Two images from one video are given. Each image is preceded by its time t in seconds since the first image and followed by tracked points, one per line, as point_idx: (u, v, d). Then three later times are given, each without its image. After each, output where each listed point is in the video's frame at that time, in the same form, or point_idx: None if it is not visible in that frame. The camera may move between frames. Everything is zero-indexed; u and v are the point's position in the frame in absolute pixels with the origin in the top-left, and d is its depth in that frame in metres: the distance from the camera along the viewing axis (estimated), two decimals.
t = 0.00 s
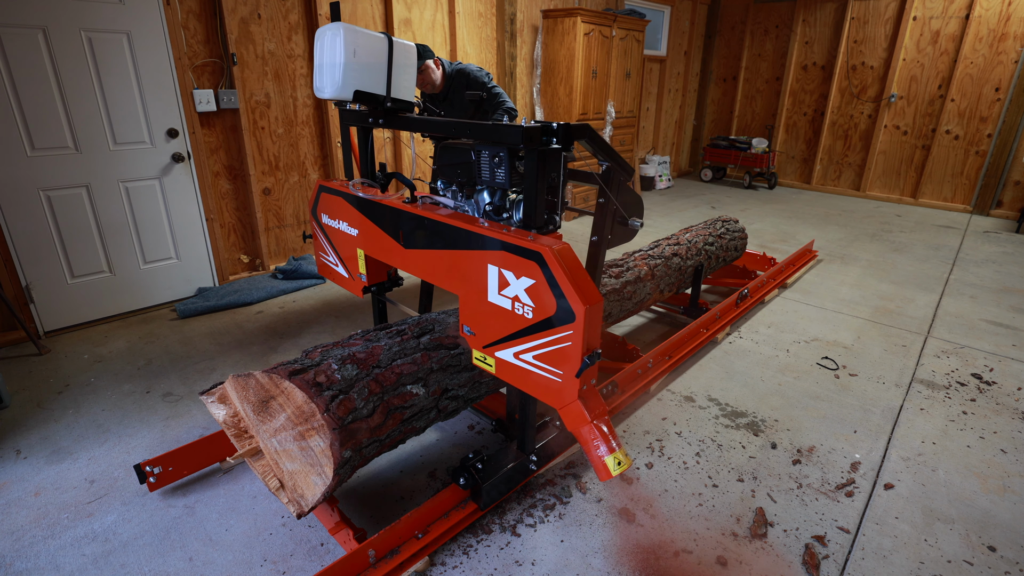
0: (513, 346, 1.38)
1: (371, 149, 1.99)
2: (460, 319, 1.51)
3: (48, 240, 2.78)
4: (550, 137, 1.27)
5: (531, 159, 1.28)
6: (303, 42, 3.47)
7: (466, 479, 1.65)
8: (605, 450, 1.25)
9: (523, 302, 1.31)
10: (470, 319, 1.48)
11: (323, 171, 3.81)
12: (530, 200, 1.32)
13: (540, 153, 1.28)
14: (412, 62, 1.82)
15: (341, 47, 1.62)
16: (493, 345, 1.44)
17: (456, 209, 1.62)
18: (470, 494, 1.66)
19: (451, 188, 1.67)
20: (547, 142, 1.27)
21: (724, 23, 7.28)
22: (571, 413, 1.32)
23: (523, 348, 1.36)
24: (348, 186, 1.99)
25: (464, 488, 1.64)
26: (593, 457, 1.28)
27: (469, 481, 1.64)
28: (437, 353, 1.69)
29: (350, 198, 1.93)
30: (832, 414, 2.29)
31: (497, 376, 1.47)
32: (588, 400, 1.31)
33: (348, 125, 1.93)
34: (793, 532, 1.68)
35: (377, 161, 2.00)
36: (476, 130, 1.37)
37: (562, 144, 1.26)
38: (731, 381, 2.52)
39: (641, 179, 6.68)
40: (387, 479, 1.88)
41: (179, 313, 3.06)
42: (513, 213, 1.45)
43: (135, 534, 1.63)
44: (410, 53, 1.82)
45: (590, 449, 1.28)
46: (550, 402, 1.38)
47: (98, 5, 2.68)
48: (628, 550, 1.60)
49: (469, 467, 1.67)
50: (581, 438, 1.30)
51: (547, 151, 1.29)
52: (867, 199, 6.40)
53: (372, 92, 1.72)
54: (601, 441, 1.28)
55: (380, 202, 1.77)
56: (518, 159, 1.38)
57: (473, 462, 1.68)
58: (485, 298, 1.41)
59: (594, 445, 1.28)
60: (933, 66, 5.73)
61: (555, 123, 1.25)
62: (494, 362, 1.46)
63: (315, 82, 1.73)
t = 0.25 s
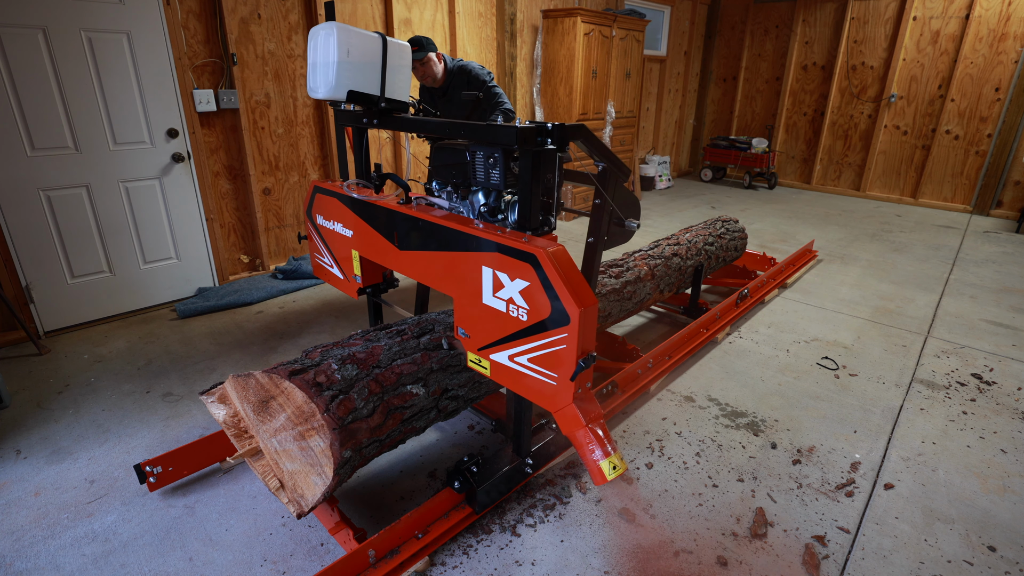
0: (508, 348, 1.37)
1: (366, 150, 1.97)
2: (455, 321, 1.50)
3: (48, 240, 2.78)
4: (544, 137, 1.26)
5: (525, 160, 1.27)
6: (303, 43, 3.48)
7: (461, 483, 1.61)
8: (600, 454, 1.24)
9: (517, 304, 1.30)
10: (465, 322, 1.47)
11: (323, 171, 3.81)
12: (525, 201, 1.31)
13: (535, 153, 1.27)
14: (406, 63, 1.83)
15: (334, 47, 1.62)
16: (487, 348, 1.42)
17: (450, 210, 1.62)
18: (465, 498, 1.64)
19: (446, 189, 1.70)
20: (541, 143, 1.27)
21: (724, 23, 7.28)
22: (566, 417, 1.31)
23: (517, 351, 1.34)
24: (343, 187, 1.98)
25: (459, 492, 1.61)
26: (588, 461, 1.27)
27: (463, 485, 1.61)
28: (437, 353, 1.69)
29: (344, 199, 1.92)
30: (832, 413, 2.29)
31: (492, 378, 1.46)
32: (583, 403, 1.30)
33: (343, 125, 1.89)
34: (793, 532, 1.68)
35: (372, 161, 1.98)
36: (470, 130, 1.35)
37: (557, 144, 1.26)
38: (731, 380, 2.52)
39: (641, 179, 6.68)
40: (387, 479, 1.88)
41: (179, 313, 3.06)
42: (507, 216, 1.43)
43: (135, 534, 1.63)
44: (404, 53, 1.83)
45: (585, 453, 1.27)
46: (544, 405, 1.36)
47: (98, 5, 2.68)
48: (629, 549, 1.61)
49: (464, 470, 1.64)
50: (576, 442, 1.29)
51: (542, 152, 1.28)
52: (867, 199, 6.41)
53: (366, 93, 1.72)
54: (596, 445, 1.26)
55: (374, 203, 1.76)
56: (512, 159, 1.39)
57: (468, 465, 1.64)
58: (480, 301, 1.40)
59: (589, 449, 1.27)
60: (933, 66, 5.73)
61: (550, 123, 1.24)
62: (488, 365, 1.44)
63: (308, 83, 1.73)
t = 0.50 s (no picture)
0: (503, 351, 1.36)
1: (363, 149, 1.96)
2: (450, 323, 1.49)
3: (48, 240, 2.78)
4: (540, 137, 1.26)
5: (521, 160, 1.26)
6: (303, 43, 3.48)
7: (456, 486, 1.60)
8: (596, 458, 1.22)
9: (512, 306, 1.29)
10: (460, 324, 1.47)
11: (323, 170, 3.81)
12: (521, 203, 1.31)
13: (531, 154, 1.26)
14: (400, 62, 1.84)
15: (328, 47, 1.62)
16: (482, 350, 1.42)
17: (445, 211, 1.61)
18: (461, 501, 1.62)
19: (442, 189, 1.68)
20: (537, 144, 1.26)
21: (724, 23, 7.28)
22: (561, 420, 1.30)
23: (512, 353, 1.34)
24: (338, 187, 1.97)
25: (453, 495, 1.60)
26: (584, 465, 1.25)
27: (459, 489, 1.60)
28: (437, 353, 1.69)
29: (339, 199, 1.91)
30: (832, 413, 2.29)
31: (488, 381, 1.45)
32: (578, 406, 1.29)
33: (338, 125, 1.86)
34: (793, 532, 1.68)
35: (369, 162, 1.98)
36: (466, 131, 1.33)
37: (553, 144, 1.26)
38: (731, 380, 2.52)
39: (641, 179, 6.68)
40: (387, 479, 1.88)
41: (179, 313, 3.06)
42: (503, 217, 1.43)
43: (135, 534, 1.63)
44: (399, 53, 1.84)
45: (581, 457, 1.25)
46: (540, 408, 1.35)
47: (98, 5, 2.68)
48: (629, 549, 1.61)
49: (459, 473, 1.63)
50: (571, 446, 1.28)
51: (538, 153, 1.28)
52: (867, 199, 6.41)
53: (361, 93, 1.73)
54: (592, 448, 1.25)
55: (369, 203, 1.76)
56: (508, 160, 1.38)
57: (464, 468, 1.63)
58: (475, 303, 1.39)
59: (586, 453, 1.25)
60: (933, 66, 5.73)
61: (545, 123, 1.24)
62: (484, 367, 1.44)
63: (302, 82, 1.73)
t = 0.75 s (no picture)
0: (498, 353, 1.35)
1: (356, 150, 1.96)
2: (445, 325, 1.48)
3: (48, 240, 2.78)
4: (536, 138, 1.24)
5: (516, 161, 1.25)
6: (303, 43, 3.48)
7: (452, 488, 1.61)
8: (592, 462, 1.21)
9: (507, 309, 1.28)
10: (455, 325, 1.46)
11: (323, 171, 3.81)
12: (516, 204, 1.30)
13: (526, 155, 1.25)
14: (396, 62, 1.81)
15: (322, 47, 1.60)
16: (477, 352, 1.41)
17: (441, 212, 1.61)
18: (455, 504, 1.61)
19: (438, 190, 1.65)
20: (532, 145, 1.25)
21: (724, 23, 7.28)
22: (556, 423, 1.29)
23: (507, 356, 1.33)
24: (333, 188, 1.97)
25: (449, 499, 1.60)
26: (579, 469, 1.24)
27: (454, 491, 1.60)
28: (437, 352, 1.69)
29: (334, 200, 1.91)
30: (832, 413, 2.29)
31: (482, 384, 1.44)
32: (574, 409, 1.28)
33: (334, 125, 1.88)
34: (793, 532, 1.68)
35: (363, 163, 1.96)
36: (461, 131, 1.33)
37: (548, 145, 1.25)
38: (731, 380, 2.52)
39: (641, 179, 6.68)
40: (387, 479, 1.88)
41: (179, 313, 3.06)
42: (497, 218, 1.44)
43: (135, 534, 1.63)
44: (395, 52, 1.81)
45: (577, 461, 1.24)
46: (535, 411, 1.34)
47: (98, 5, 2.68)
48: (629, 548, 1.61)
49: (455, 476, 1.63)
50: (567, 449, 1.26)
51: (533, 154, 1.27)
52: (867, 199, 6.40)
53: (355, 93, 1.71)
54: (588, 452, 1.24)
55: (364, 204, 1.76)
56: (503, 161, 1.37)
57: (460, 470, 1.64)
58: (470, 305, 1.38)
59: (581, 456, 1.24)
60: (933, 66, 5.73)
61: (540, 124, 1.23)
62: (479, 369, 1.43)
63: (296, 82, 1.71)
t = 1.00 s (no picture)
0: (492, 356, 1.34)
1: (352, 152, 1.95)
2: (440, 328, 1.47)
3: (48, 240, 2.78)
4: (529, 139, 1.23)
5: (510, 162, 1.24)
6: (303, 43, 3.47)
7: (446, 492, 1.57)
8: (586, 467, 1.20)
9: (500, 311, 1.28)
10: (449, 328, 1.45)
11: (323, 171, 3.81)
12: (510, 205, 1.29)
13: (519, 156, 1.24)
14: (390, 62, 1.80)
15: (315, 46, 1.59)
16: (471, 355, 1.40)
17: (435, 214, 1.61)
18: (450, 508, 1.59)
19: (432, 191, 1.68)
20: (526, 145, 1.24)
21: (724, 23, 7.28)
22: (550, 428, 1.28)
23: (501, 359, 1.32)
24: (327, 189, 1.97)
25: (443, 503, 1.56)
26: (574, 473, 1.23)
27: (448, 495, 1.56)
28: (437, 352, 1.69)
29: (329, 201, 1.90)
30: (832, 414, 2.29)
31: (476, 387, 1.44)
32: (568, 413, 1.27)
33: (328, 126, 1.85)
34: (793, 532, 1.68)
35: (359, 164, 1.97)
36: (455, 132, 1.30)
37: (542, 146, 1.23)
38: (732, 380, 2.52)
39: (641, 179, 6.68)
40: (387, 479, 1.88)
41: (179, 313, 3.06)
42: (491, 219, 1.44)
43: (135, 534, 1.63)
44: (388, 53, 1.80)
45: (571, 465, 1.24)
46: (529, 415, 1.33)
47: (98, 5, 2.68)
48: (628, 548, 1.61)
49: (449, 480, 1.58)
50: (561, 453, 1.26)
51: (527, 154, 1.26)
52: (867, 199, 6.41)
53: (348, 93, 1.69)
54: (582, 456, 1.23)
55: (358, 206, 1.75)
56: (497, 161, 1.37)
57: (454, 475, 1.58)
58: (463, 307, 1.38)
59: (575, 461, 1.23)
60: (933, 66, 5.73)
61: (534, 124, 1.21)
62: (473, 372, 1.42)
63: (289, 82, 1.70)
